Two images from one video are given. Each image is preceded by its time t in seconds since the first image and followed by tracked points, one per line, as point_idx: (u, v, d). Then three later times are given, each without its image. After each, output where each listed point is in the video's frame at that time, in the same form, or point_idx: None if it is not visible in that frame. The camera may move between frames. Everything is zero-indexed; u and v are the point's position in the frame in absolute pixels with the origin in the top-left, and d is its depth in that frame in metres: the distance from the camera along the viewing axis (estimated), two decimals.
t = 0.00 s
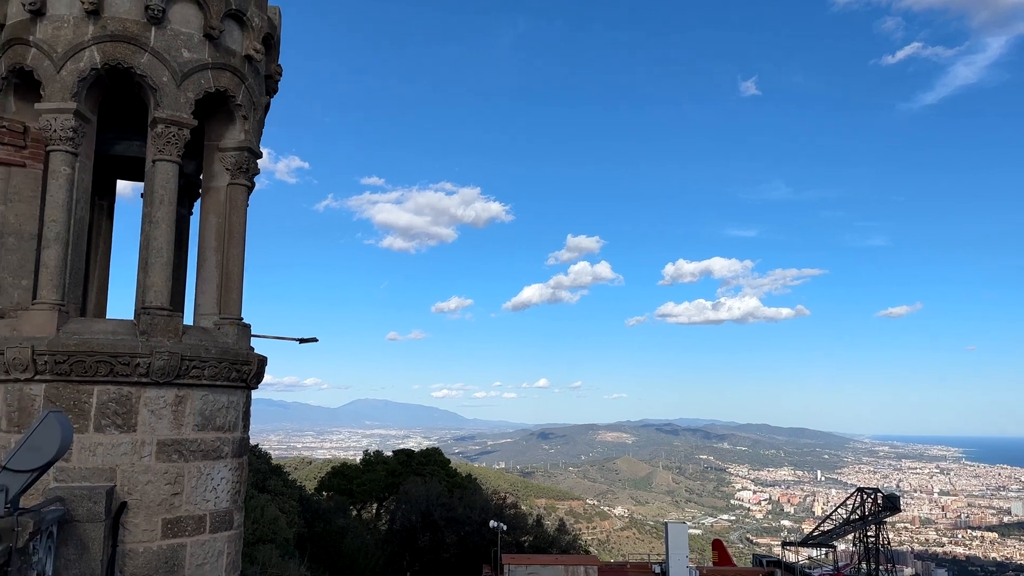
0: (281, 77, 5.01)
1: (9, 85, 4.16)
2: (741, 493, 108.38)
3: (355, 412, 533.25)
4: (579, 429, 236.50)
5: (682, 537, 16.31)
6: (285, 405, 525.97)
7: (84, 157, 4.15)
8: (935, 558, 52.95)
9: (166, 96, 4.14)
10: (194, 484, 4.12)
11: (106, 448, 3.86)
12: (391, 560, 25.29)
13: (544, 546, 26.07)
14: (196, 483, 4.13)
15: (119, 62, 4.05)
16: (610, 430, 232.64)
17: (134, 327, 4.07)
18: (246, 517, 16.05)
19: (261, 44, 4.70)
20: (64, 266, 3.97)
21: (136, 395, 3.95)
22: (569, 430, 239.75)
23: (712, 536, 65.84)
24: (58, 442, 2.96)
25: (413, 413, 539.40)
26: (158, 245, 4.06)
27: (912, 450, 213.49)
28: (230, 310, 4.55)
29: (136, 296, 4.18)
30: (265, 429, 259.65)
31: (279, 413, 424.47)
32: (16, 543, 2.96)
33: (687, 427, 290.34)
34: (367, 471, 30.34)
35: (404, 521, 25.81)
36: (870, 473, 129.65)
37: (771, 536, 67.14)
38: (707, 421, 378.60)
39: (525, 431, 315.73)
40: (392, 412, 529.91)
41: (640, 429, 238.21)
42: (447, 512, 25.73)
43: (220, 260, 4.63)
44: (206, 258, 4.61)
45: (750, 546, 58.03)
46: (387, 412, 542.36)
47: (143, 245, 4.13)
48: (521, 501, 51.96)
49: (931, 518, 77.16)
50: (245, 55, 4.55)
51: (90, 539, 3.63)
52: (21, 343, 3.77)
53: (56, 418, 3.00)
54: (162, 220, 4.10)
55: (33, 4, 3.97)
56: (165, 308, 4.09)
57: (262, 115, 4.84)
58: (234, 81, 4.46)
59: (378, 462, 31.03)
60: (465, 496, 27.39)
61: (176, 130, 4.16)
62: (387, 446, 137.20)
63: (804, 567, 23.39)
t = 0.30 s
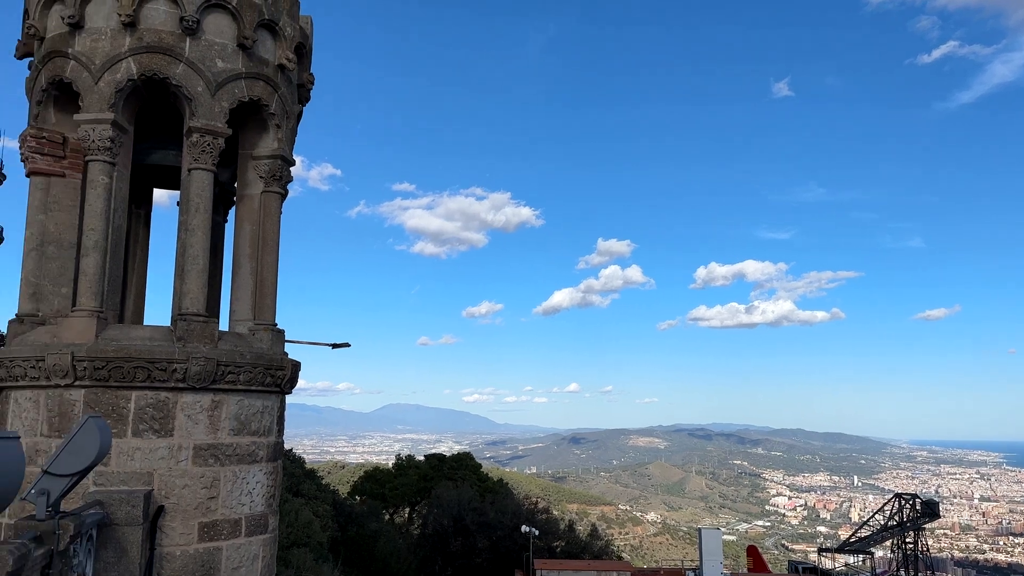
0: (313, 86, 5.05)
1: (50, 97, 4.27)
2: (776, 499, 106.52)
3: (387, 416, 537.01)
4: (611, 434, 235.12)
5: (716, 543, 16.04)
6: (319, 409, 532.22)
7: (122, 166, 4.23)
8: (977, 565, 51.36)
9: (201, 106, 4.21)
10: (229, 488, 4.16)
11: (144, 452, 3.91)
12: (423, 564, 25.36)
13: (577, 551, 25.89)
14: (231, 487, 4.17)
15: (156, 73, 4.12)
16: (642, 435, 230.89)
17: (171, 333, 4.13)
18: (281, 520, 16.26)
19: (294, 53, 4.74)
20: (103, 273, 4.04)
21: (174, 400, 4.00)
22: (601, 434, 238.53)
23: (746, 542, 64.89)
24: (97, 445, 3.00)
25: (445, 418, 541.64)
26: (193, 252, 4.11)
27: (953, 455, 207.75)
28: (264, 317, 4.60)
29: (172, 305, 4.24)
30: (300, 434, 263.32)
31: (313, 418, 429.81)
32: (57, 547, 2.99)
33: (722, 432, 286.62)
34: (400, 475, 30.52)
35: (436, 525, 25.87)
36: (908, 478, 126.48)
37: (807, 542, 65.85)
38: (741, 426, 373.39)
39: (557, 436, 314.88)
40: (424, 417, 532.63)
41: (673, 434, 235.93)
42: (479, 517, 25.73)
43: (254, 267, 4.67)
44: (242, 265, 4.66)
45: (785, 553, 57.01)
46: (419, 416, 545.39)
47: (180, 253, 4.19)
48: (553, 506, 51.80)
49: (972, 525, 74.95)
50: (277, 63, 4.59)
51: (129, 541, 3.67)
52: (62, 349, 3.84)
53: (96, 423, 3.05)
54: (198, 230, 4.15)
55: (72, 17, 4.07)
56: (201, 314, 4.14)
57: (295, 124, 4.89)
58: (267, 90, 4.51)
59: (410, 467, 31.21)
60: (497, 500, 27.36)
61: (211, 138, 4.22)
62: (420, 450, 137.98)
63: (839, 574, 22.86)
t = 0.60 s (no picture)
0: (345, 94, 5.08)
1: (88, 109, 4.36)
2: (813, 505, 104.48)
3: (418, 422, 539.79)
4: (643, 439, 233.17)
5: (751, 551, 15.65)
6: (351, 415, 537.38)
7: (158, 176, 4.30)
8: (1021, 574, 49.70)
9: (235, 115, 4.26)
10: (265, 493, 4.19)
11: (182, 457, 3.96)
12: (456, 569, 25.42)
13: (609, 558, 25.63)
14: (267, 491, 4.21)
15: (191, 84, 4.19)
16: (675, 440, 228.51)
17: (207, 340, 4.17)
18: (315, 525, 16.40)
19: (326, 62, 4.79)
20: (141, 283, 4.11)
21: (210, 406, 4.05)
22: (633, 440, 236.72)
23: (782, 549, 63.81)
24: (136, 451, 3.03)
25: (476, 424, 542.94)
26: (229, 261, 4.16)
27: (997, 461, 201.62)
28: (298, 323, 4.63)
29: (208, 311, 4.30)
30: (333, 439, 266.07)
31: (345, 423, 434.03)
32: (97, 551, 3.02)
33: (756, 438, 282.33)
34: (432, 479, 30.61)
35: (468, 531, 25.90)
36: (948, 484, 123.11)
37: (844, 550, 64.47)
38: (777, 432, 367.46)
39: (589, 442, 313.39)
40: (455, 422, 534.63)
41: (707, 440, 232.95)
42: (510, 523, 25.64)
43: (289, 275, 4.71)
44: (276, 272, 4.71)
45: (821, 560, 55.91)
46: (451, 421, 547.74)
47: (216, 262, 4.25)
48: (585, 512, 51.56)
49: (1015, 532, 72.62)
50: (310, 73, 4.64)
51: (166, 546, 3.70)
52: (101, 356, 3.91)
53: (135, 428, 3.09)
54: (233, 238, 4.20)
55: (111, 31, 4.16)
56: (237, 321, 4.18)
57: (328, 132, 4.93)
58: (300, 99, 4.55)
59: (443, 472, 31.27)
60: (529, 506, 27.26)
61: (246, 148, 4.27)
62: (451, 456, 138.51)
63: None
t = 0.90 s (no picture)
0: (376, 104, 5.12)
1: (126, 121, 4.45)
2: (849, 512, 102.21)
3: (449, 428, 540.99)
4: (675, 446, 230.54)
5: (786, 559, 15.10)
6: (383, 421, 541.30)
7: (194, 187, 4.38)
8: None
9: (268, 126, 4.31)
10: (299, 499, 4.22)
11: (218, 463, 4.00)
12: None
13: (643, 565, 25.36)
14: (301, 497, 4.23)
15: (225, 95, 4.25)
16: (708, 447, 225.57)
17: (243, 348, 4.22)
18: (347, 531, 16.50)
19: (357, 72, 4.82)
20: (178, 291, 4.17)
21: (246, 412, 4.09)
22: (665, 446, 234.35)
23: (818, 557, 62.50)
24: (172, 457, 3.06)
25: (507, 430, 542.70)
26: (263, 269, 4.20)
27: None
28: (330, 329, 4.67)
29: (243, 318, 4.34)
30: (365, 445, 268.09)
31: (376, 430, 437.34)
32: (136, 555, 3.07)
33: (792, 444, 277.34)
34: (463, 485, 30.63)
35: (499, 537, 25.85)
36: (991, 491, 119.50)
37: (883, 558, 62.86)
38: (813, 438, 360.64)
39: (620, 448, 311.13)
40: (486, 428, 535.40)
41: (740, 446, 229.58)
42: (542, 529, 25.51)
43: (321, 282, 4.75)
44: (308, 281, 4.74)
45: (859, 569, 54.60)
46: (481, 427, 548.59)
47: (250, 271, 4.29)
48: (616, 519, 51.10)
49: None
50: (341, 83, 4.68)
51: (203, 552, 3.73)
52: (139, 364, 3.97)
53: (171, 435, 3.12)
54: (267, 246, 4.24)
55: (147, 43, 4.24)
56: (270, 328, 4.22)
57: (359, 142, 4.96)
58: (332, 109, 4.59)
59: (474, 478, 31.26)
60: (560, 513, 27.07)
61: (279, 158, 4.32)
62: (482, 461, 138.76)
63: None
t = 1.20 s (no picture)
0: (407, 113, 5.15)
1: (163, 133, 4.55)
2: (887, 520, 99.77)
3: (481, 434, 541.06)
4: (708, 452, 227.51)
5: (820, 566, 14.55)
6: (415, 427, 543.98)
7: (230, 197, 4.44)
8: None
9: (301, 135, 4.36)
10: (333, 504, 4.24)
11: (253, 469, 4.04)
12: None
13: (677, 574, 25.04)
14: (335, 503, 4.25)
15: (259, 106, 4.32)
16: (742, 453, 222.22)
17: (277, 354, 4.27)
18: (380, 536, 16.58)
19: (388, 82, 4.86)
20: (214, 300, 4.24)
21: (280, 418, 4.12)
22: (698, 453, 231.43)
23: (857, 566, 61.03)
24: (209, 464, 3.10)
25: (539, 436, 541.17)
26: (297, 277, 4.25)
27: None
28: (362, 337, 4.70)
29: (277, 327, 4.39)
30: (398, 451, 269.55)
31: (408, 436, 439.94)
32: (174, 559, 3.11)
33: (829, 451, 271.86)
34: (495, 492, 30.57)
35: (531, 544, 25.77)
36: None
37: (923, 566, 61.17)
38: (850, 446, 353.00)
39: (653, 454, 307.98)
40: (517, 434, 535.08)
41: (775, 452, 225.71)
42: (574, 536, 25.34)
43: (354, 290, 4.78)
44: (341, 289, 4.78)
45: None
46: (513, 433, 548.28)
47: (284, 279, 4.34)
48: (648, 525, 50.56)
49: None
50: (372, 93, 4.71)
51: (241, 557, 3.77)
52: (176, 371, 4.04)
53: (208, 441, 3.15)
54: (301, 254, 4.30)
55: (182, 57, 4.33)
56: (304, 336, 4.26)
57: (390, 150, 4.98)
58: (364, 118, 4.63)
59: (505, 484, 31.17)
60: (592, 520, 26.85)
61: (311, 167, 4.36)
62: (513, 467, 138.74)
63: None
